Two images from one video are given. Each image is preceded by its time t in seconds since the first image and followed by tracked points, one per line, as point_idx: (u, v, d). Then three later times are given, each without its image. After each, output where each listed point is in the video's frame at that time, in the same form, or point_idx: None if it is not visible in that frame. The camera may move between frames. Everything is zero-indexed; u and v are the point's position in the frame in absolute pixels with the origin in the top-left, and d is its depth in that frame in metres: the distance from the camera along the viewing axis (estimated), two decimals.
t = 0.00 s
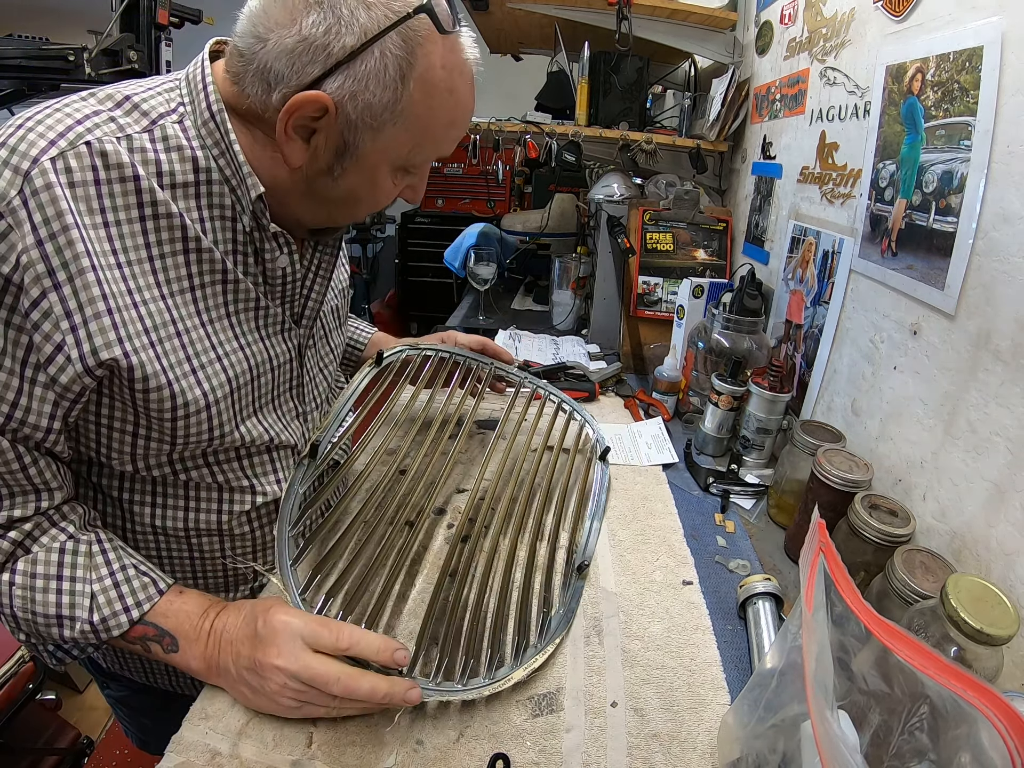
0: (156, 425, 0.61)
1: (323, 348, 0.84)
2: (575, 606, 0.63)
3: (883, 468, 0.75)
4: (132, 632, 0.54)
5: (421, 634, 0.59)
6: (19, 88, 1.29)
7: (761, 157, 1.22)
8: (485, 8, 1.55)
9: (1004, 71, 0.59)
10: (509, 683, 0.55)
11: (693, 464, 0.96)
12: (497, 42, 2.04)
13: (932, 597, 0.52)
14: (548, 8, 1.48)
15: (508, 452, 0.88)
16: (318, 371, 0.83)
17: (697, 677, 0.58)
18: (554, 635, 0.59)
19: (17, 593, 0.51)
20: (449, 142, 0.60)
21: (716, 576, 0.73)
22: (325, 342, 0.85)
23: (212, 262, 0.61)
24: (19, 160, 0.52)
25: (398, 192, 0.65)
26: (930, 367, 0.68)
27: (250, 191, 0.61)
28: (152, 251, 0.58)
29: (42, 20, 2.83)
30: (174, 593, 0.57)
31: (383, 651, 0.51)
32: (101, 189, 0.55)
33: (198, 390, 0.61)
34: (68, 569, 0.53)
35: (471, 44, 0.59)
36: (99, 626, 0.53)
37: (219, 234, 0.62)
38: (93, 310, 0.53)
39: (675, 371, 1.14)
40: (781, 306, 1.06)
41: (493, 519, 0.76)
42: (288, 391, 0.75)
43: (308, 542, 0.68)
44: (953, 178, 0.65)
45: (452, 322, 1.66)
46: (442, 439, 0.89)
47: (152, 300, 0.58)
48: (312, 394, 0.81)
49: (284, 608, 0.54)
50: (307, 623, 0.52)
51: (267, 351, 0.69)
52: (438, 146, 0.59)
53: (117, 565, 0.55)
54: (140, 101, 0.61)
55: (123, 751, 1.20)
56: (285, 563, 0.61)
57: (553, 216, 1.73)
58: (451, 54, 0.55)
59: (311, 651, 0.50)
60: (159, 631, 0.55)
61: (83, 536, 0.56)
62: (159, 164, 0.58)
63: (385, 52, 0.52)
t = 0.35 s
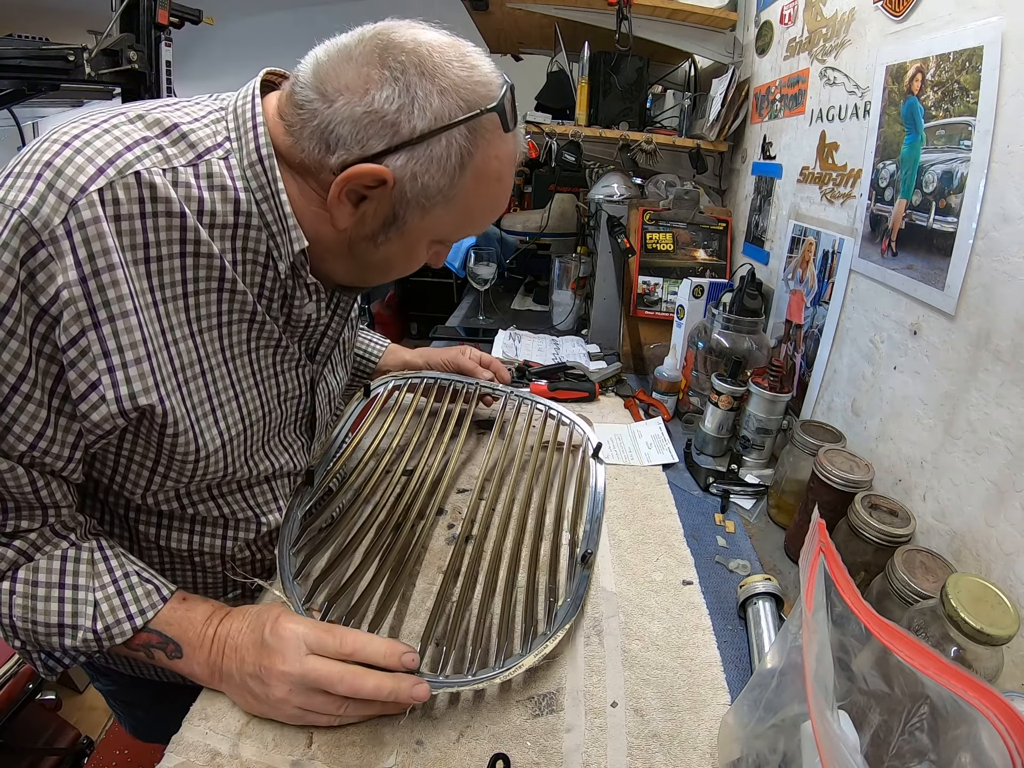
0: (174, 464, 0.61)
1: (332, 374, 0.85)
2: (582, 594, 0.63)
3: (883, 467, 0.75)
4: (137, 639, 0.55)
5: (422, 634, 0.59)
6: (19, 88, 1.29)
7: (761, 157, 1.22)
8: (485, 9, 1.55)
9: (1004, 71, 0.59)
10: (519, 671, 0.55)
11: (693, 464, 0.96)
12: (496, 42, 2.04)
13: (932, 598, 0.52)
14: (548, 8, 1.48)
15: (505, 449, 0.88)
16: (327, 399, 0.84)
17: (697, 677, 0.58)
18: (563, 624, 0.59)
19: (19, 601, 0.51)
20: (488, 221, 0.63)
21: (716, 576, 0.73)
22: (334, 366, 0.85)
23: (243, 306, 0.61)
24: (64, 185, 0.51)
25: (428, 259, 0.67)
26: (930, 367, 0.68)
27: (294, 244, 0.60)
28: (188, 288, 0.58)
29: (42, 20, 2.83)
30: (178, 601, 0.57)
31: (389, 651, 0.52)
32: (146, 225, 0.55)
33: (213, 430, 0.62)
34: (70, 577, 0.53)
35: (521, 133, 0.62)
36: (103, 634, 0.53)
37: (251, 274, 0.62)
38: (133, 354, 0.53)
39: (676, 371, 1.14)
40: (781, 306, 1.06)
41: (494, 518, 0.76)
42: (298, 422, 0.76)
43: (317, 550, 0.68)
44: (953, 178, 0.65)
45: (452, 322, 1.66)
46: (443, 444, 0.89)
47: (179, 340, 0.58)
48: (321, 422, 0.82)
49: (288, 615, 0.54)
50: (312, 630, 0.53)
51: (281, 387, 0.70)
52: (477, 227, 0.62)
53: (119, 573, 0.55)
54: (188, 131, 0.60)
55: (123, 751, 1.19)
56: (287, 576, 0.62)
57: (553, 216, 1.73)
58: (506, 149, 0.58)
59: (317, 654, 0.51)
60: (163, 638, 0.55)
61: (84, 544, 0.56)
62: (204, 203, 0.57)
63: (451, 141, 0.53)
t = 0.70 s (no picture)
0: (180, 476, 0.61)
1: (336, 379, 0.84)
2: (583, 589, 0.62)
3: (883, 468, 0.75)
4: (137, 641, 0.54)
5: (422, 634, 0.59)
6: (19, 89, 1.29)
7: (761, 157, 1.22)
8: (485, 9, 1.55)
9: (1004, 71, 0.59)
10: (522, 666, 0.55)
11: (693, 464, 0.96)
12: (496, 42, 2.04)
13: (932, 598, 0.52)
14: (548, 8, 1.48)
15: (503, 448, 0.88)
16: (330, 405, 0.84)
17: (697, 677, 0.58)
18: (565, 620, 0.59)
19: (19, 602, 0.51)
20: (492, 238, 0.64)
21: (716, 576, 0.73)
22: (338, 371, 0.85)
23: (251, 315, 0.62)
24: (73, 197, 0.51)
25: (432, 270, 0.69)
26: (930, 368, 0.68)
27: (302, 258, 0.61)
28: (196, 299, 0.58)
29: (43, 20, 2.83)
30: (178, 603, 0.57)
31: (390, 650, 0.52)
32: (155, 236, 0.54)
33: (220, 441, 0.62)
34: (71, 579, 0.53)
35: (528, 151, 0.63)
36: (103, 636, 0.53)
37: (255, 284, 0.61)
38: (141, 368, 0.53)
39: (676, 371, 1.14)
40: (781, 306, 1.06)
41: (494, 518, 0.76)
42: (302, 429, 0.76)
43: (316, 553, 0.68)
44: (953, 178, 0.65)
45: (452, 322, 1.66)
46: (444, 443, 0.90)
47: (188, 352, 0.58)
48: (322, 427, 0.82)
49: (290, 615, 0.54)
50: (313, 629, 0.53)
51: (286, 394, 0.70)
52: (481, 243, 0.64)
53: (119, 574, 0.55)
54: (196, 141, 0.60)
55: (124, 750, 1.17)
56: (287, 576, 0.62)
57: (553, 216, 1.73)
58: (515, 171, 0.59)
59: (318, 653, 0.51)
60: (164, 640, 0.55)
61: (85, 545, 0.56)
62: (212, 214, 0.57)
63: (461, 163, 0.54)
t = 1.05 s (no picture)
0: (161, 464, 0.61)
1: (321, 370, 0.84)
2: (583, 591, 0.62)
3: (883, 467, 0.75)
4: (137, 643, 0.54)
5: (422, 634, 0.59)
6: (19, 88, 1.28)
7: (761, 157, 1.22)
8: (485, 9, 1.55)
9: (1004, 71, 0.59)
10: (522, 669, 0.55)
11: (693, 464, 0.96)
12: (497, 42, 2.04)
13: (932, 597, 0.52)
14: (548, 8, 1.48)
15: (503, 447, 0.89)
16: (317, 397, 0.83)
17: (697, 677, 0.58)
18: (566, 620, 0.59)
19: (19, 605, 0.51)
20: (471, 196, 0.62)
21: (716, 576, 0.73)
22: (324, 363, 0.85)
23: (221, 295, 0.62)
24: (29, 187, 0.51)
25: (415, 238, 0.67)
26: (930, 368, 0.68)
27: (267, 236, 0.61)
28: (163, 282, 0.58)
29: (43, 20, 2.84)
30: (178, 603, 0.57)
31: (391, 652, 0.52)
32: (115, 220, 0.55)
33: (198, 424, 0.62)
34: (70, 581, 0.53)
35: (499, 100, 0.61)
36: (103, 638, 0.53)
37: (224, 268, 0.62)
38: (106, 348, 0.53)
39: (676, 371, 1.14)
40: (781, 306, 1.06)
41: (494, 518, 0.76)
42: (288, 418, 0.76)
43: (317, 551, 0.68)
44: (953, 178, 0.65)
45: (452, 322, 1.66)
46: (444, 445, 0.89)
47: (157, 333, 0.58)
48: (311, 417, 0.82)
49: (291, 615, 0.54)
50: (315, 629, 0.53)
51: (264, 379, 0.70)
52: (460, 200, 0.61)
53: (118, 576, 0.55)
54: (156, 127, 0.61)
55: (124, 751, 1.15)
56: (287, 577, 0.62)
57: (553, 216, 1.72)
58: (484, 116, 0.57)
59: (319, 654, 0.51)
60: (163, 641, 0.55)
61: (84, 549, 0.56)
62: (172, 197, 0.58)
63: (421, 112, 0.52)
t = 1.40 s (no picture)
0: (141, 454, 0.60)
1: (311, 364, 0.82)
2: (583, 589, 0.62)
3: (883, 467, 0.75)
4: (136, 642, 0.54)
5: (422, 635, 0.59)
6: (19, 88, 1.28)
7: (761, 157, 1.22)
8: (485, 9, 1.55)
9: (1004, 71, 0.59)
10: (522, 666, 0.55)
11: (693, 464, 0.96)
12: (497, 42, 2.04)
13: (932, 598, 0.52)
14: (548, 8, 1.48)
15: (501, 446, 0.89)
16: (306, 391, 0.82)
17: (697, 677, 0.58)
18: (566, 618, 0.59)
19: (20, 606, 0.51)
20: (438, 170, 0.57)
21: (716, 576, 0.73)
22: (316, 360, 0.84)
23: (194, 283, 0.61)
24: None
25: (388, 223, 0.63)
26: (930, 368, 0.68)
27: (234, 222, 0.60)
28: (135, 271, 0.58)
29: (43, 20, 2.84)
30: (176, 603, 0.57)
31: (390, 650, 0.52)
32: (83, 211, 0.55)
33: (172, 412, 0.61)
34: (69, 582, 0.53)
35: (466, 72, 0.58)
36: (103, 637, 0.53)
37: (198, 257, 0.61)
38: (77, 333, 0.53)
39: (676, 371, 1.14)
40: (781, 306, 1.06)
41: (494, 518, 0.76)
42: (275, 411, 0.75)
43: (315, 552, 0.68)
44: (953, 178, 0.65)
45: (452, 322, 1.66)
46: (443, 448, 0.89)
47: (130, 321, 0.58)
48: (301, 412, 0.81)
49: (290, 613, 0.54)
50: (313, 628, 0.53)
51: (247, 371, 0.69)
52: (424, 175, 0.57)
53: (117, 576, 0.55)
54: (127, 121, 0.61)
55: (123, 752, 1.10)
56: (287, 577, 0.62)
57: (553, 216, 1.72)
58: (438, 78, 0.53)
59: (317, 654, 0.51)
60: (162, 641, 0.54)
61: (83, 549, 0.56)
62: (141, 189, 0.58)
63: (365, 72, 0.50)
